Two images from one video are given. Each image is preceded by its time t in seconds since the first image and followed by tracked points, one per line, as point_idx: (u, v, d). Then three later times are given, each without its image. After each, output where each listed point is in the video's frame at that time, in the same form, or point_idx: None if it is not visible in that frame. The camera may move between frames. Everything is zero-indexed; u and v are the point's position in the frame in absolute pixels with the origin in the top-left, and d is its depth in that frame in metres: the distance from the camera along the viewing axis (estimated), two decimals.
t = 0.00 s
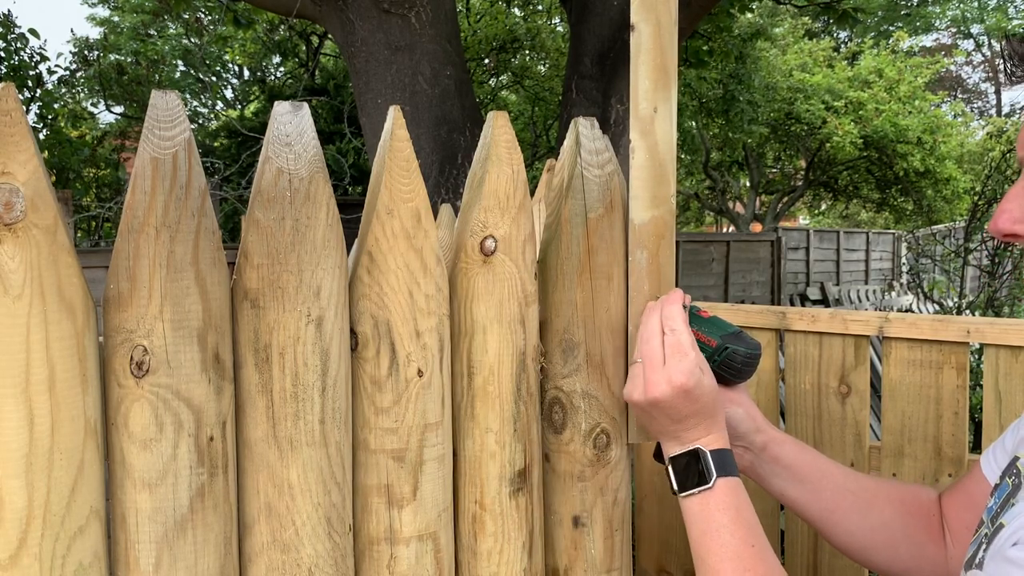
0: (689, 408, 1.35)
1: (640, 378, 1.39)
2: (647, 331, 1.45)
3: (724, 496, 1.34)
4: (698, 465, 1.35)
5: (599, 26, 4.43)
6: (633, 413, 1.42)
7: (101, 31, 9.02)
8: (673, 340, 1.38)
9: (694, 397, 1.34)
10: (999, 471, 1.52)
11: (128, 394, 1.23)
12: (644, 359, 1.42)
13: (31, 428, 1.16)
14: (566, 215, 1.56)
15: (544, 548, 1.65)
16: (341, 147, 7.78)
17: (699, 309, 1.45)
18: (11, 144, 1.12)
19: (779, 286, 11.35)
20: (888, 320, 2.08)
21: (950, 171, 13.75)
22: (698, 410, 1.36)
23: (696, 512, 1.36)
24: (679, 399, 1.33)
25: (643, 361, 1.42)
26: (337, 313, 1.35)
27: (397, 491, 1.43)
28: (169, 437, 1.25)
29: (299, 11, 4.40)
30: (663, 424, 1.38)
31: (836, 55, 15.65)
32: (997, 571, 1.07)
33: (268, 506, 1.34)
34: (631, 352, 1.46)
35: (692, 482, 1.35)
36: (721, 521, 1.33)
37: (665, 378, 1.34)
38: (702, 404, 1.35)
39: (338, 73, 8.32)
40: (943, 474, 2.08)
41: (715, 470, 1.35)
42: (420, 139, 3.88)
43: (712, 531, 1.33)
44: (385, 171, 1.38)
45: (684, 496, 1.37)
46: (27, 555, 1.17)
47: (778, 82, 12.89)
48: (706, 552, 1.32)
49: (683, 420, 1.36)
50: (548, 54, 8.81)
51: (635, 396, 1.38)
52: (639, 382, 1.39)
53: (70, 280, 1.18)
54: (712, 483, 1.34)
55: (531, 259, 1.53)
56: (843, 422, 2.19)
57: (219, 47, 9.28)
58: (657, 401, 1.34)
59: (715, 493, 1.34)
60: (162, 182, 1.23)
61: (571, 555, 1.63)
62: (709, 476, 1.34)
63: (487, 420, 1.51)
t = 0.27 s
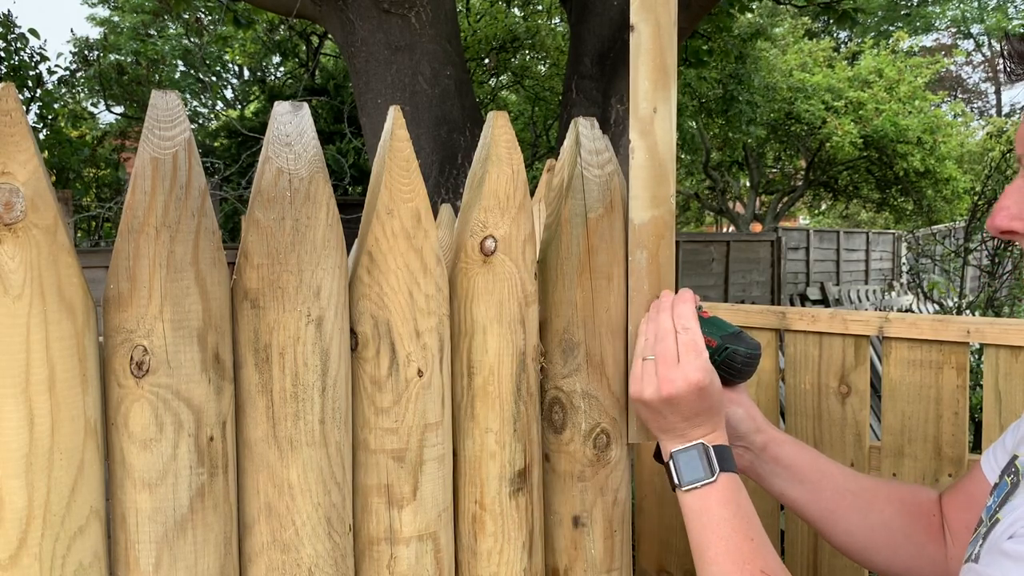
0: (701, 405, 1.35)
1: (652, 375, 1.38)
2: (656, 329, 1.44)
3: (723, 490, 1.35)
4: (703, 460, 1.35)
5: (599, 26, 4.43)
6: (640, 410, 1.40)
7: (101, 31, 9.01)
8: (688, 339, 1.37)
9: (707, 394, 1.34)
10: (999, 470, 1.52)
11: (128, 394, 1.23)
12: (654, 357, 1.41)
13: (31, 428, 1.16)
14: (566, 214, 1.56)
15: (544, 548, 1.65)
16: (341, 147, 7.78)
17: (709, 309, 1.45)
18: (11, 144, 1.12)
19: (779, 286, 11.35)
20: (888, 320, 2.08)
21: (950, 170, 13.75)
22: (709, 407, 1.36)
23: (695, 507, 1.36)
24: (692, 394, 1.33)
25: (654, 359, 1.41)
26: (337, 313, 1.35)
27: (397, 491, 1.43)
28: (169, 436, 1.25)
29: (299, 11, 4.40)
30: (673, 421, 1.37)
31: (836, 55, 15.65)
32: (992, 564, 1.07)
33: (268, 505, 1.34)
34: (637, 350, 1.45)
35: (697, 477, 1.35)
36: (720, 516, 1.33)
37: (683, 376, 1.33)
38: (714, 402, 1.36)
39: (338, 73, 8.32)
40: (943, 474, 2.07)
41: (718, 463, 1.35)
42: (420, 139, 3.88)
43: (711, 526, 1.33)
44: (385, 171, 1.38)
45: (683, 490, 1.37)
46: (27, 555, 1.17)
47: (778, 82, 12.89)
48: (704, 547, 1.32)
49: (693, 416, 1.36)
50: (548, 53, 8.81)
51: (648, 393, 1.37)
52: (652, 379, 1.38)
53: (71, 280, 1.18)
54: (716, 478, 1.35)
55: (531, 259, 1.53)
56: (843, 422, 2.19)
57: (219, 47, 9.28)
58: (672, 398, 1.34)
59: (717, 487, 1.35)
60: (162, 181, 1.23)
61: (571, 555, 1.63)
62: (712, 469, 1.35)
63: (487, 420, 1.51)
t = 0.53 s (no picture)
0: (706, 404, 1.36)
1: (655, 375, 1.37)
2: (656, 328, 1.43)
3: (722, 485, 1.36)
4: (704, 456, 1.36)
5: (599, 27, 4.43)
6: (641, 409, 1.40)
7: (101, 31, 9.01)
8: (693, 338, 1.37)
9: (712, 393, 1.36)
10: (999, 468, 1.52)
11: (128, 394, 1.23)
12: (656, 356, 1.40)
13: (31, 428, 1.16)
14: (566, 215, 1.56)
15: (544, 548, 1.65)
16: (341, 146, 7.78)
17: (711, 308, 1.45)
18: (11, 144, 1.12)
19: (780, 286, 11.35)
20: (888, 320, 2.08)
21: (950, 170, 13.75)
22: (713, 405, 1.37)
23: (693, 503, 1.36)
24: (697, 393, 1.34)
25: (655, 358, 1.40)
26: (337, 313, 1.35)
27: (397, 491, 1.43)
28: (169, 437, 1.25)
29: (299, 11, 4.40)
30: (676, 420, 1.38)
31: (836, 55, 15.65)
32: (980, 553, 1.05)
33: (268, 505, 1.34)
34: (636, 347, 1.44)
35: (699, 475, 1.36)
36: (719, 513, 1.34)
37: (690, 377, 1.34)
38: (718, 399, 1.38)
39: (338, 73, 8.32)
40: (943, 474, 2.08)
41: (717, 459, 1.36)
42: (420, 139, 3.88)
43: (710, 522, 1.34)
44: (385, 171, 1.38)
45: (682, 486, 1.37)
46: (27, 555, 1.17)
47: (778, 82, 12.89)
48: (703, 543, 1.33)
49: (695, 415, 1.37)
50: (548, 53, 8.81)
51: (652, 393, 1.36)
52: (655, 379, 1.37)
53: (70, 280, 1.18)
54: (717, 475, 1.36)
55: (531, 259, 1.53)
56: (843, 422, 2.19)
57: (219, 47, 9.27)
58: (678, 398, 1.34)
59: (715, 484, 1.36)
60: (162, 181, 1.23)
61: (571, 555, 1.63)
62: (712, 466, 1.36)
63: (488, 420, 1.51)
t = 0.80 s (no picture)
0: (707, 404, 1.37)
1: (656, 372, 1.38)
2: (656, 323, 1.43)
3: (719, 486, 1.37)
4: (701, 457, 1.37)
5: (599, 26, 4.43)
6: (640, 405, 1.40)
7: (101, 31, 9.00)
8: (694, 335, 1.38)
9: (712, 390, 1.37)
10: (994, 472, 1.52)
11: (128, 394, 1.23)
12: (657, 352, 1.41)
13: (31, 428, 1.16)
14: (566, 215, 1.56)
15: (543, 547, 1.65)
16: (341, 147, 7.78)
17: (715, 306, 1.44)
18: (12, 144, 1.12)
19: (780, 286, 11.35)
20: (888, 321, 2.08)
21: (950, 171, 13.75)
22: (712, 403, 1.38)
23: (689, 505, 1.37)
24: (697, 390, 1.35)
25: (657, 354, 1.40)
26: (337, 313, 1.35)
27: (397, 491, 1.43)
28: (169, 437, 1.25)
29: (299, 11, 4.40)
30: (676, 419, 1.38)
31: (836, 55, 15.65)
32: (968, 550, 1.00)
33: (268, 505, 1.34)
34: (635, 344, 1.44)
35: (696, 476, 1.36)
36: (714, 514, 1.34)
37: (694, 373, 1.35)
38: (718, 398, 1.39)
39: (338, 73, 8.32)
40: (943, 474, 2.08)
41: (714, 461, 1.37)
42: (420, 139, 3.88)
43: (705, 523, 1.34)
44: (385, 171, 1.38)
45: (679, 487, 1.37)
46: (28, 555, 1.17)
47: (778, 82, 12.88)
48: (698, 544, 1.32)
49: (695, 412, 1.38)
50: (548, 53, 8.81)
51: (654, 389, 1.37)
52: (657, 376, 1.38)
53: (71, 280, 1.18)
54: (715, 477, 1.37)
55: (531, 259, 1.53)
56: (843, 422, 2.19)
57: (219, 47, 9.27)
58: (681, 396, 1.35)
59: (712, 485, 1.36)
60: (162, 181, 1.23)
61: (571, 555, 1.63)
62: (709, 467, 1.37)
63: (488, 420, 1.51)
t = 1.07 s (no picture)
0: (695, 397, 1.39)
1: (651, 356, 1.39)
2: (658, 310, 1.45)
3: (690, 480, 1.36)
4: (678, 448, 1.37)
5: (599, 26, 4.42)
6: (628, 387, 1.40)
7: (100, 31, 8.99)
8: (696, 326, 1.40)
9: (702, 383, 1.39)
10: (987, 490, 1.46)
11: (128, 394, 1.23)
12: (655, 337, 1.42)
13: (30, 428, 1.16)
14: (566, 215, 1.56)
15: (543, 547, 1.65)
16: (341, 147, 7.78)
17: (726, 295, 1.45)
18: (11, 144, 1.12)
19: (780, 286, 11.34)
20: (888, 321, 2.08)
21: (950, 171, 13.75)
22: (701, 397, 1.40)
23: (660, 494, 1.35)
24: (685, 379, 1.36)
25: (654, 338, 1.42)
26: (337, 313, 1.35)
27: (397, 491, 1.43)
28: (169, 437, 1.24)
29: (299, 11, 4.40)
30: (660, 406, 1.38)
31: (836, 55, 15.65)
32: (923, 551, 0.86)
33: (268, 505, 1.34)
34: (632, 326, 1.45)
35: (674, 467, 1.36)
36: (683, 506, 1.33)
37: (692, 359, 1.37)
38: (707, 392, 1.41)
39: (338, 73, 8.32)
40: (943, 474, 2.08)
41: (692, 454, 1.37)
42: (420, 139, 3.89)
43: (672, 513, 1.33)
44: (385, 170, 1.38)
45: (653, 475, 1.36)
46: (27, 555, 1.17)
47: (778, 82, 12.88)
48: (664, 532, 1.31)
49: (681, 404, 1.38)
50: (548, 53, 8.81)
51: (646, 370, 1.37)
52: (651, 358, 1.39)
53: (71, 280, 1.18)
54: (692, 470, 1.36)
55: (531, 259, 1.53)
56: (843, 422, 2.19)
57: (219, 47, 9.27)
58: (672, 381, 1.36)
59: (686, 478, 1.36)
60: (162, 182, 1.23)
61: (571, 555, 1.63)
62: (687, 460, 1.36)
63: (488, 420, 1.51)
